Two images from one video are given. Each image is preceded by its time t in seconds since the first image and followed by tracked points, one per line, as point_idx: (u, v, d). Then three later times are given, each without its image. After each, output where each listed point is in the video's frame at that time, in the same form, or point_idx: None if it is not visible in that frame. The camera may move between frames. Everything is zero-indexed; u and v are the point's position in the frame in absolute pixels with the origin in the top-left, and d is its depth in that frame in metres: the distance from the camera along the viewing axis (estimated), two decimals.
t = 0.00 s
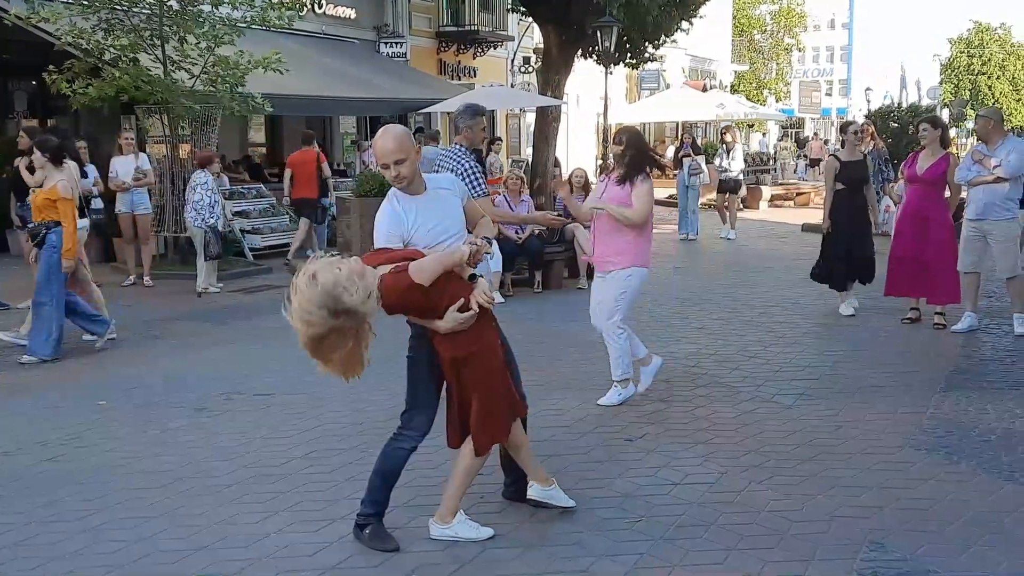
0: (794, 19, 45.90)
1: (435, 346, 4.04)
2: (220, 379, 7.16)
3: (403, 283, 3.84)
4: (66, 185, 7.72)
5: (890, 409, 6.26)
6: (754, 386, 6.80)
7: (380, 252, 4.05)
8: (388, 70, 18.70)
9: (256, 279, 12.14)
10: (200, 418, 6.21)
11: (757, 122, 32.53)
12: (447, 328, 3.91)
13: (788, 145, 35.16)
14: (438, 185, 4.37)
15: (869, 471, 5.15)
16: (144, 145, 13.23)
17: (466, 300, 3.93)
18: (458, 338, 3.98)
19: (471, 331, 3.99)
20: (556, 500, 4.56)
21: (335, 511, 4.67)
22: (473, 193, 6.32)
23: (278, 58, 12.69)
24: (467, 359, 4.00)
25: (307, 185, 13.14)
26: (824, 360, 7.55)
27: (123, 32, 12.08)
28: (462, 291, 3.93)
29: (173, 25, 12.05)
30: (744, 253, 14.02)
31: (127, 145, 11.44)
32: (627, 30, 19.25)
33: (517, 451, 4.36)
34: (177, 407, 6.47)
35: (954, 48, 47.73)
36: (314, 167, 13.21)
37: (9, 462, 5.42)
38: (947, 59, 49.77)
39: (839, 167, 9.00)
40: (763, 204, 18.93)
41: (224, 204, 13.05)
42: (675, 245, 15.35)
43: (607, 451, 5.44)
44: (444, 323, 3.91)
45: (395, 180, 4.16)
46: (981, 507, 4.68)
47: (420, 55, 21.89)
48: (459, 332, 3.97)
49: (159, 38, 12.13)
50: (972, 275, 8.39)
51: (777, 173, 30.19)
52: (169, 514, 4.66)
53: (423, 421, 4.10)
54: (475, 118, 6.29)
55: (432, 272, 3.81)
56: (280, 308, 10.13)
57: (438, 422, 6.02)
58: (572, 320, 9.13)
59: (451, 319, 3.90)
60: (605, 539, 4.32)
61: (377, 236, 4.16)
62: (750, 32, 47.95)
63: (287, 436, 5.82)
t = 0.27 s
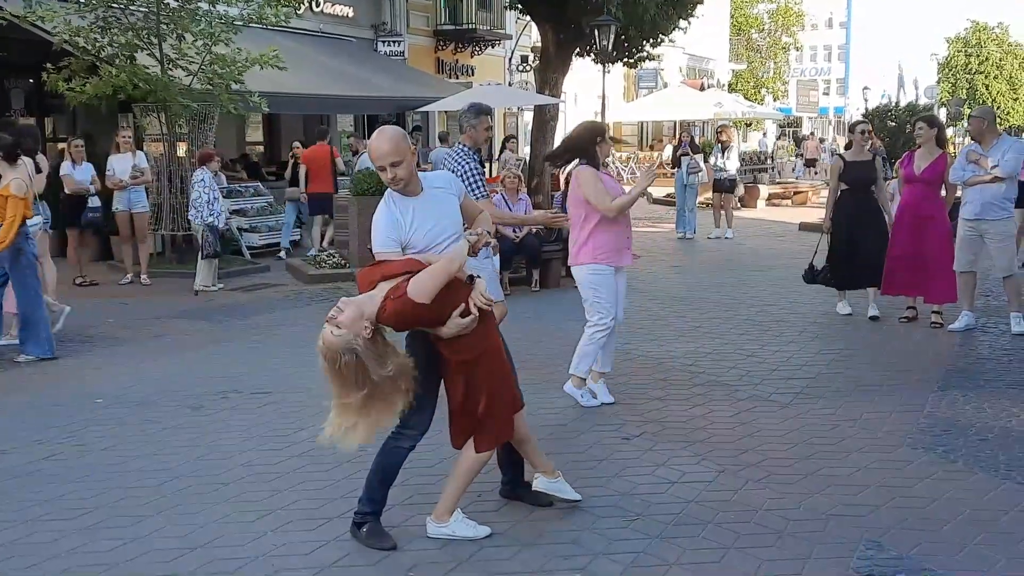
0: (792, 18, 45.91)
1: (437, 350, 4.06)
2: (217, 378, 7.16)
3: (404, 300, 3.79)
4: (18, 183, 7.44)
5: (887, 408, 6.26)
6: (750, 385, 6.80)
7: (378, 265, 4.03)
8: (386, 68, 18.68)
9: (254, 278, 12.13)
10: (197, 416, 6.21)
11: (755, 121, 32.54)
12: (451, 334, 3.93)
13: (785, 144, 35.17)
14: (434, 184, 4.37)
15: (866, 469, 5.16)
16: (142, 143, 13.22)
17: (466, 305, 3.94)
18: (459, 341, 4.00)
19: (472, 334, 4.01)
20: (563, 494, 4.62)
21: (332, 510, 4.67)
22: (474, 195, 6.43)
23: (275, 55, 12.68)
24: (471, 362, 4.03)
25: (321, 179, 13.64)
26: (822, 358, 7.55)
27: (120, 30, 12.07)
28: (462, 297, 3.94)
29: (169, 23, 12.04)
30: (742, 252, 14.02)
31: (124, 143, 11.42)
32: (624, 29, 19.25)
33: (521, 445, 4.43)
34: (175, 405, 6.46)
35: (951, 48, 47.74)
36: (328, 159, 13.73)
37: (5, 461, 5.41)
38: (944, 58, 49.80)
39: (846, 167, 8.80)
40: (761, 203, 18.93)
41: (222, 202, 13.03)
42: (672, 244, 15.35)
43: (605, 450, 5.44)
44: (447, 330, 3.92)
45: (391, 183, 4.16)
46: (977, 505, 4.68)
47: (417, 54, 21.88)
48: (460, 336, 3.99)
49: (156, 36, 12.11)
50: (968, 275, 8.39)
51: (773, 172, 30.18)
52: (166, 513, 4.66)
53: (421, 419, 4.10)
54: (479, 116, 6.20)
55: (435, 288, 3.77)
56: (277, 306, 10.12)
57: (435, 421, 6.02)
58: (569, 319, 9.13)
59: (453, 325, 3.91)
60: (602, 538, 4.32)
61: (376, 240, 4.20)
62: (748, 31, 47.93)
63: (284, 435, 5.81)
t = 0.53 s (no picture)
0: (790, 17, 45.91)
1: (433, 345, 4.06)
2: (215, 376, 7.15)
3: (414, 274, 3.88)
4: None
5: (885, 407, 6.26)
6: (748, 383, 6.81)
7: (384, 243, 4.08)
8: (384, 67, 18.67)
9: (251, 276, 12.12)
10: (194, 415, 6.20)
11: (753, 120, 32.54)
12: (444, 326, 3.95)
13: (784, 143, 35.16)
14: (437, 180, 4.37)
15: (863, 468, 5.16)
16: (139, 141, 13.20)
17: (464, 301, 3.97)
18: (455, 336, 4.01)
19: (468, 329, 4.02)
20: (569, 485, 4.73)
21: (329, 508, 4.66)
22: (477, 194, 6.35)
23: (272, 53, 12.66)
24: (467, 356, 4.04)
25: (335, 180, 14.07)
26: (820, 357, 7.55)
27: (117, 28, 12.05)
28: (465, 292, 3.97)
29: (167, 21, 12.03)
30: (740, 251, 14.02)
31: (121, 141, 11.40)
32: (622, 28, 19.24)
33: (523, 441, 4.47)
34: (172, 403, 6.46)
35: (949, 47, 47.75)
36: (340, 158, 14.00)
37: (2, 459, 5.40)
38: (942, 57, 49.80)
39: (857, 163, 8.79)
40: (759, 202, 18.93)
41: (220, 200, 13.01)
42: (670, 243, 15.35)
43: (602, 449, 5.44)
44: (440, 320, 3.94)
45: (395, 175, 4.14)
46: (974, 504, 4.69)
47: (415, 52, 21.87)
48: (455, 330, 4.01)
49: (154, 34, 12.12)
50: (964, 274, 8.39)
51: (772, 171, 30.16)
52: (163, 512, 4.65)
53: (418, 417, 4.09)
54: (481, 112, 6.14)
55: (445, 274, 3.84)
56: (274, 305, 10.11)
57: (432, 420, 6.01)
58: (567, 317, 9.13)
59: (448, 316, 3.93)
60: (600, 536, 4.32)
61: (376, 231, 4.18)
62: (746, 29, 47.91)
63: (281, 433, 5.81)
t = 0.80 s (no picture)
0: (788, 16, 45.93)
1: (415, 340, 4.03)
2: (211, 374, 7.14)
3: (411, 248, 3.89)
4: None
5: (882, 405, 6.27)
6: (745, 382, 6.81)
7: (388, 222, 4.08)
8: (381, 65, 18.66)
9: (249, 274, 12.11)
10: (191, 413, 6.20)
11: (750, 119, 32.56)
12: (415, 317, 3.93)
13: (781, 142, 35.16)
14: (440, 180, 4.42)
15: (860, 466, 5.16)
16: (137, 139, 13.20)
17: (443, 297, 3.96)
18: (434, 330, 3.97)
19: (447, 323, 3.97)
20: (565, 475, 4.83)
21: (326, 507, 4.66)
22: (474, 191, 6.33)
23: (270, 51, 12.65)
24: (445, 350, 3.98)
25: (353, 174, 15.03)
26: (817, 356, 7.56)
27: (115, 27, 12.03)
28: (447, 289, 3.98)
29: (165, 20, 12.02)
30: (737, 249, 14.03)
31: (119, 139, 11.38)
32: (620, 26, 19.25)
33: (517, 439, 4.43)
34: (169, 402, 6.46)
35: (946, 46, 47.80)
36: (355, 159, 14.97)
37: None
38: (939, 56, 49.86)
39: (857, 163, 8.71)
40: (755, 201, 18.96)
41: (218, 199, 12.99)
42: (667, 241, 15.36)
43: (599, 447, 5.44)
44: (413, 310, 3.92)
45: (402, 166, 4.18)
46: (971, 503, 4.69)
47: (413, 51, 21.85)
48: (433, 324, 3.97)
49: (151, 32, 12.10)
50: (960, 272, 8.39)
51: (769, 169, 30.17)
52: (160, 510, 4.65)
53: (410, 414, 4.09)
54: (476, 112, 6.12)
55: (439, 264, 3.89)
56: (271, 303, 10.10)
57: (430, 419, 6.00)
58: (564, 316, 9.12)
59: (425, 308, 3.91)
60: (597, 534, 4.32)
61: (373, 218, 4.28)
62: (744, 28, 47.90)
63: (278, 432, 5.81)
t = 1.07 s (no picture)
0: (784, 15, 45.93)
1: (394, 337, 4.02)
2: (207, 374, 7.13)
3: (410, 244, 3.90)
4: None
5: (878, 404, 6.28)
6: (741, 381, 6.81)
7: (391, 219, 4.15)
8: (378, 64, 18.64)
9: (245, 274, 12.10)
10: (187, 412, 6.19)
11: (747, 118, 32.55)
12: (387, 309, 3.92)
13: (778, 141, 35.17)
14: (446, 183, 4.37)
15: (856, 466, 5.17)
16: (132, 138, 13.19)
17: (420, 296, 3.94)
18: (412, 327, 3.96)
19: (423, 321, 3.96)
20: (560, 476, 4.81)
21: (322, 506, 4.66)
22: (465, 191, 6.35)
23: (266, 50, 12.64)
24: (421, 347, 3.96)
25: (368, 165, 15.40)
26: (813, 355, 7.57)
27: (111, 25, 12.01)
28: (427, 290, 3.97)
29: (161, 18, 12.00)
30: (734, 249, 14.04)
31: (114, 139, 11.35)
32: (617, 25, 19.24)
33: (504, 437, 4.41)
34: (165, 401, 6.44)
35: (943, 45, 47.86)
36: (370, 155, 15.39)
37: None
38: (935, 56, 49.90)
39: (855, 164, 8.59)
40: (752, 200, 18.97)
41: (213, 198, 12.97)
42: (664, 240, 15.37)
43: (595, 446, 5.44)
44: (387, 302, 3.92)
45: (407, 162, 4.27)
46: (967, 502, 4.69)
47: (409, 50, 21.83)
48: (410, 320, 3.96)
49: (148, 31, 12.08)
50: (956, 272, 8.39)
51: (765, 169, 30.20)
52: (156, 509, 4.64)
53: (400, 413, 4.07)
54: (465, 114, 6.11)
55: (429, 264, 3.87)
56: (268, 302, 10.09)
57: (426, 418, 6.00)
58: (561, 315, 9.12)
59: (398, 304, 3.90)
60: (593, 534, 4.32)
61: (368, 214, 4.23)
62: (740, 28, 47.90)
63: (274, 431, 5.80)
